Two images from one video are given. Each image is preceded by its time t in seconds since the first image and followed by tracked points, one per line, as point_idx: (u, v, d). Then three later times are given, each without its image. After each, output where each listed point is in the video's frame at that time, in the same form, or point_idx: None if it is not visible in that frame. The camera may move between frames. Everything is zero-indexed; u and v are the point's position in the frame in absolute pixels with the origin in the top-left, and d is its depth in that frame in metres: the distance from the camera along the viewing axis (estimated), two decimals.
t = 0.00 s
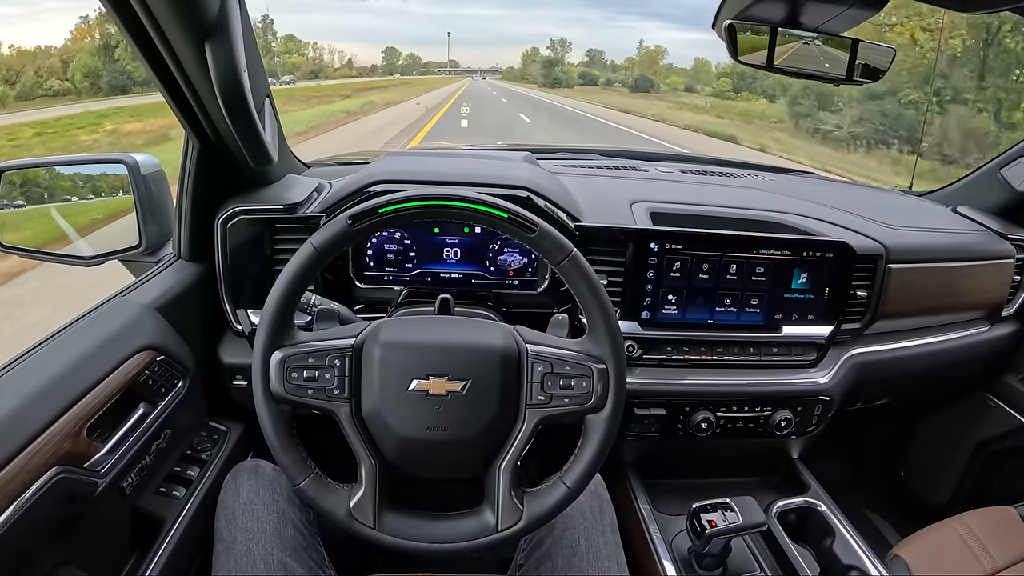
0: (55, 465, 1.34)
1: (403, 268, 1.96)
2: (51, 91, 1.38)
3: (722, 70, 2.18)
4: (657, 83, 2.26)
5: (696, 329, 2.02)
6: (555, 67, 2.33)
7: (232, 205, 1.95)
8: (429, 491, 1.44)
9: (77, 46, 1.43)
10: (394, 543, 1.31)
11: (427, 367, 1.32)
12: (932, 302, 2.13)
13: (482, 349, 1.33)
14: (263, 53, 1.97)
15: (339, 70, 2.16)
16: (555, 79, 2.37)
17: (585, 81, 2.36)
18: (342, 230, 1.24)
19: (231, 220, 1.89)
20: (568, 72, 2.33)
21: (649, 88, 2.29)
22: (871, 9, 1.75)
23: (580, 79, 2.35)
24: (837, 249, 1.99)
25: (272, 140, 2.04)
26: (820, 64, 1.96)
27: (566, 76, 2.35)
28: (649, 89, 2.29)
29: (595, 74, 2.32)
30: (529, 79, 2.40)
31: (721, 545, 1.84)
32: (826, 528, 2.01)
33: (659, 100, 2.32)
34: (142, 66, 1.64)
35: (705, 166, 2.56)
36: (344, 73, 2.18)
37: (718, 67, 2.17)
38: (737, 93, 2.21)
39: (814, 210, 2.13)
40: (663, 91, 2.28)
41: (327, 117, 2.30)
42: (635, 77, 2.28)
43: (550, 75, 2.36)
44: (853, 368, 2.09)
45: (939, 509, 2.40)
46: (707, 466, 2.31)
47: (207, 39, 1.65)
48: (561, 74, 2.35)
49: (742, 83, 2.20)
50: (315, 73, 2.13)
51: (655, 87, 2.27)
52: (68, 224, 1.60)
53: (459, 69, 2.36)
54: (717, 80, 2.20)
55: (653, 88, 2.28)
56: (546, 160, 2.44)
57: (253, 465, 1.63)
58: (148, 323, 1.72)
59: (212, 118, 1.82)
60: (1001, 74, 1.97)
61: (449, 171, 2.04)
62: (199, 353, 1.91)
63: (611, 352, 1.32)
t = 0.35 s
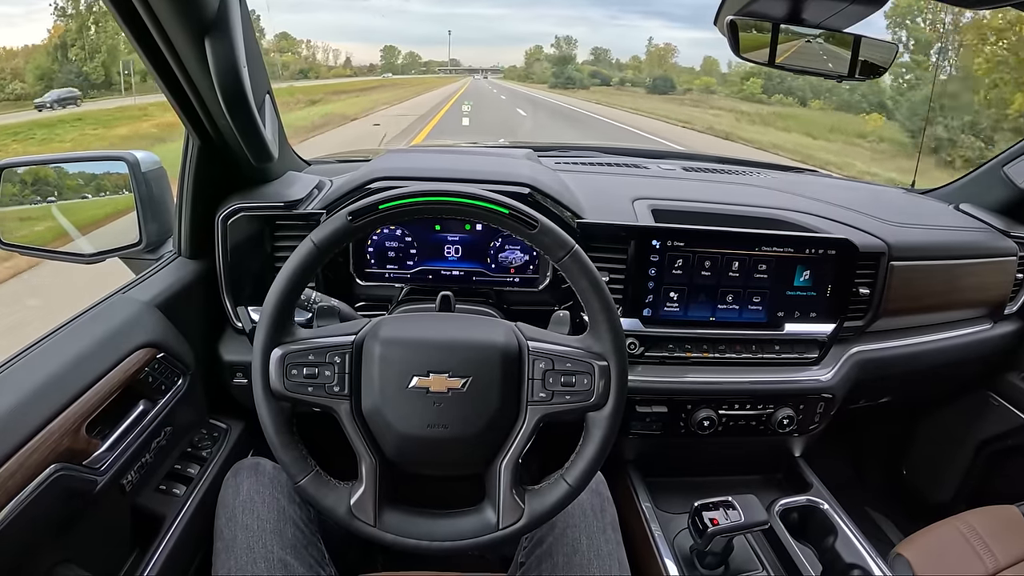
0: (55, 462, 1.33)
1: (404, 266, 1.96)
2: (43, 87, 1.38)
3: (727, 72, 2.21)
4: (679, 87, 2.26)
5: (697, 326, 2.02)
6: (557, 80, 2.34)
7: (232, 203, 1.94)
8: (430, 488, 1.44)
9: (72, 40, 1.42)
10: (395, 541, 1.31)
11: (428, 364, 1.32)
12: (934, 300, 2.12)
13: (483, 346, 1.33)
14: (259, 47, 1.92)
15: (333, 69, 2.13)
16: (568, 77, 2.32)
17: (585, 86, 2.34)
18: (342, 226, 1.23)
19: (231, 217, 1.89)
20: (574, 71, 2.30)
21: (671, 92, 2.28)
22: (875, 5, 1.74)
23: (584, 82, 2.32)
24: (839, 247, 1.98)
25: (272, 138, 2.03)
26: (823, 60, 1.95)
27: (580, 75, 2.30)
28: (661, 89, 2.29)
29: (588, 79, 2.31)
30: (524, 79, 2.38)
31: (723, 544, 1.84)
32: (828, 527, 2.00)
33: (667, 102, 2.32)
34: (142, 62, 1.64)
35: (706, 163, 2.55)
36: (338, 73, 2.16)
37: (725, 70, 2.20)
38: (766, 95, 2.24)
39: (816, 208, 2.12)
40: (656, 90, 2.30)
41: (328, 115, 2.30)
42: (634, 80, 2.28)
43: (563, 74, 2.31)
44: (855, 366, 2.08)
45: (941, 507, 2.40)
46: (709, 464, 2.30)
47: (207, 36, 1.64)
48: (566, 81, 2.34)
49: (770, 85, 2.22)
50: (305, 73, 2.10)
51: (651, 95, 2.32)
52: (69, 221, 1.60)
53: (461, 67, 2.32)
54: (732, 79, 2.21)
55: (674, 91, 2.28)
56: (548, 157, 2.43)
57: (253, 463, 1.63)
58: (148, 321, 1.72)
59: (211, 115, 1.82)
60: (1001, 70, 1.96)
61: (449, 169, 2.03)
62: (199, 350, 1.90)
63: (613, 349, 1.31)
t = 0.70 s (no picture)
0: (54, 464, 1.33)
1: (403, 268, 1.96)
2: (39, 91, 1.36)
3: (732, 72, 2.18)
4: (709, 91, 2.21)
5: (698, 328, 2.01)
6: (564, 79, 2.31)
7: (231, 205, 1.94)
8: (429, 490, 1.44)
9: (30, 36, 1.31)
10: (394, 543, 1.31)
11: (427, 366, 1.32)
12: (935, 301, 2.12)
13: (482, 348, 1.33)
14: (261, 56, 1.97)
15: (326, 71, 2.11)
16: (583, 79, 2.29)
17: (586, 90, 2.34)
18: (341, 228, 1.23)
19: (232, 219, 1.89)
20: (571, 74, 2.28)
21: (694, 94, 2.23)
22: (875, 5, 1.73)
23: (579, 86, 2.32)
24: (839, 248, 1.98)
25: (271, 140, 2.03)
26: (823, 62, 1.96)
27: (597, 76, 2.27)
28: (663, 93, 2.25)
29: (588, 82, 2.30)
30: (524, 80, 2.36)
31: (723, 545, 1.83)
32: (829, 528, 1.99)
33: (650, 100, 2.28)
34: (141, 66, 1.64)
35: (706, 164, 2.55)
36: (332, 75, 2.14)
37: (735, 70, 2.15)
38: (804, 100, 2.25)
39: (816, 209, 2.12)
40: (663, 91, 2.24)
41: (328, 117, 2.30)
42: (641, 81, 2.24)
43: (577, 75, 2.28)
44: (855, 367, 2.08)
45: (942, 508, 2.39)
46: (710, 466, 2.29)
47: (205, 39, 1.64)
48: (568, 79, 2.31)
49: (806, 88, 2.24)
50: (293, 74, 2.08)
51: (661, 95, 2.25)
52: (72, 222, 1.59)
53: (459, 69, 2.33)
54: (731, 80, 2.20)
55: (698, 94, 2.22)
56: (547, 159, 2.43)
57: (253, 465, 1.62)
58: (147, 323, 1.71)
59: (211, 117, 1.82)
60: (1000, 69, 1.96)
61: (449, 170, 2.03)
62: (199, 353, 1.90)
63: (612, 351, 1.31)
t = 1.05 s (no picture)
0: (54, 465, 1.33)
1: (402, 268, 1.96)
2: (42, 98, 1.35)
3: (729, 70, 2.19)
4: (706, 89, 2.21)
5: (696, 327, 2.02)
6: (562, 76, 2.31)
7: (231, 206, 1.95)
8: (429, 489, 1.44)
9: None
10: (395, 542, 1.31)
11: (425, 366, 1.32)
12: (934, 299, 2.13)
13: (480, 348, 1.33)
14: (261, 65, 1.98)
15: (318, 71, 2.12)
16: (604, 79, 2.29)
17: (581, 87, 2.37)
18: (339, 230, 1.24)
19: (230, 220, 1.90)
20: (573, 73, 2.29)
21: (723, 96, 2.22)
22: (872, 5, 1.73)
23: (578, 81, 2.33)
24: (837, 247, 1.98)
25: (270, 141, 2.04)
26: (820, 61, 1.96)
27: (609, 75, 2.27)
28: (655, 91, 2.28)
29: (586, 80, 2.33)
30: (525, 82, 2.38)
31: (722, 544, 1.84)
32: (827, 526, 2.00)
33: (652, 99, 2.28)
34: (140, 67, 1.64)
35: (704, 164, 2.56)
36: (323, 75, 2.15)
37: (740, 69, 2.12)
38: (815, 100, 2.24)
39: (814, 208, 2.12)
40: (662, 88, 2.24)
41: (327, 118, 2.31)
42: (643, 80, 2.23)
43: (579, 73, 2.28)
44: (854, 366, 2.09)
45: (941, 506, 2.40)
46: (708, 464, 2.30)
47: (204, 41, 1.65)
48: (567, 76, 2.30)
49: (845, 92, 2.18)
50: (277, 75, 2.06)
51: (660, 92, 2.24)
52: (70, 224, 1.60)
53: (458, 70, 2.33)
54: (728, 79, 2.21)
55: (704, 93, 2.22)
56: (546, 159, 2.44)
57: (253, 465, 1.63)
58: (147, 324, 1.72)
59: (209, 119, 1.83)
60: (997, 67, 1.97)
61: (447, 171, 2.04)
62: (198, 354, 1.91)
63: (609, 349, 1.31)
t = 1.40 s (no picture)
0: (55, 465, 1.35)
1: (400, 270, 1.98)
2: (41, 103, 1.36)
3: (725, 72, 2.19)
4: (702, 93, 2.22)
5: (692, 329, 2.04)
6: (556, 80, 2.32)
7: (230, 207, 1.97)
8: (426, 489, 1.46)
9: None
10: (392, 542, 1.33)
11: (422, 368, 1.34)
12: (928, 302, 2.15)
13: (477, 350, 1.35)
14: (263, 60, 2.00)
15: (304, 72, 2.10)
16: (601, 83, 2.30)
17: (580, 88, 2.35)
18: (337, 234, 1.25)
19: (230, 221, 1.93)
20: (579, 74, 2.28)
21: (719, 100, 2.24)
22: (866, 11, 1.74)
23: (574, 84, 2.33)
24: (832, 250, 2.00)
25: (269, 144, 2.05)
26: (819, 63, 1.97)
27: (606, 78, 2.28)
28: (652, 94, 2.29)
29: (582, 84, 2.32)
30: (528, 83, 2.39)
31: (716, 545, 1.85)
32: (822, 528, 2.02)
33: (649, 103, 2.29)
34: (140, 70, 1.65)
35: (700, 166, 2.57)
36: (311, 76, 2.13)
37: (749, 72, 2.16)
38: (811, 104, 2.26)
39: (809, 211, 2.14)
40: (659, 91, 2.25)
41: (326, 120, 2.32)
42: (639, 84, 2.25)
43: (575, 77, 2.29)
44: (849, 368, 2.10)
45: (935, 507, 2.42)
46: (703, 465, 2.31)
47: (203, 45, 1.66)
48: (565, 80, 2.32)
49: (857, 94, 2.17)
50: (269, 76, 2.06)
51: (649, 101, 2.29)
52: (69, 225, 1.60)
53: (457, 70, 2.34)
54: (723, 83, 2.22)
55: (700, 97, 2.24)
56: (543, 162, 2.45)
57: (251, 466, 1.64)
58: (146, 326, 1.73)
59: (208, 122, 1.84)
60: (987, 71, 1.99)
61: (445, 174, 2.05)
62: (197, 355, 1.92)
63: (605, 351, 1.33)
